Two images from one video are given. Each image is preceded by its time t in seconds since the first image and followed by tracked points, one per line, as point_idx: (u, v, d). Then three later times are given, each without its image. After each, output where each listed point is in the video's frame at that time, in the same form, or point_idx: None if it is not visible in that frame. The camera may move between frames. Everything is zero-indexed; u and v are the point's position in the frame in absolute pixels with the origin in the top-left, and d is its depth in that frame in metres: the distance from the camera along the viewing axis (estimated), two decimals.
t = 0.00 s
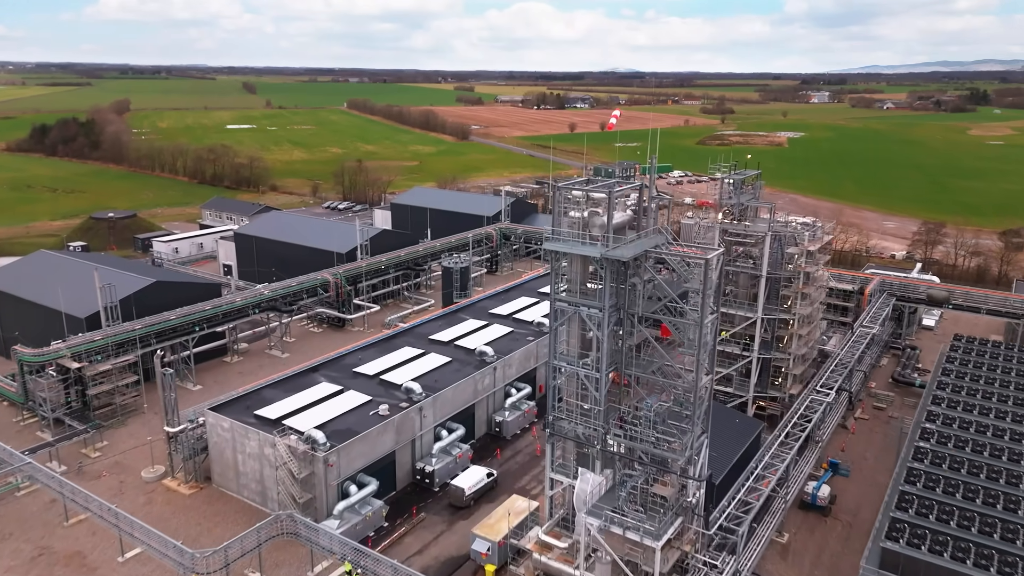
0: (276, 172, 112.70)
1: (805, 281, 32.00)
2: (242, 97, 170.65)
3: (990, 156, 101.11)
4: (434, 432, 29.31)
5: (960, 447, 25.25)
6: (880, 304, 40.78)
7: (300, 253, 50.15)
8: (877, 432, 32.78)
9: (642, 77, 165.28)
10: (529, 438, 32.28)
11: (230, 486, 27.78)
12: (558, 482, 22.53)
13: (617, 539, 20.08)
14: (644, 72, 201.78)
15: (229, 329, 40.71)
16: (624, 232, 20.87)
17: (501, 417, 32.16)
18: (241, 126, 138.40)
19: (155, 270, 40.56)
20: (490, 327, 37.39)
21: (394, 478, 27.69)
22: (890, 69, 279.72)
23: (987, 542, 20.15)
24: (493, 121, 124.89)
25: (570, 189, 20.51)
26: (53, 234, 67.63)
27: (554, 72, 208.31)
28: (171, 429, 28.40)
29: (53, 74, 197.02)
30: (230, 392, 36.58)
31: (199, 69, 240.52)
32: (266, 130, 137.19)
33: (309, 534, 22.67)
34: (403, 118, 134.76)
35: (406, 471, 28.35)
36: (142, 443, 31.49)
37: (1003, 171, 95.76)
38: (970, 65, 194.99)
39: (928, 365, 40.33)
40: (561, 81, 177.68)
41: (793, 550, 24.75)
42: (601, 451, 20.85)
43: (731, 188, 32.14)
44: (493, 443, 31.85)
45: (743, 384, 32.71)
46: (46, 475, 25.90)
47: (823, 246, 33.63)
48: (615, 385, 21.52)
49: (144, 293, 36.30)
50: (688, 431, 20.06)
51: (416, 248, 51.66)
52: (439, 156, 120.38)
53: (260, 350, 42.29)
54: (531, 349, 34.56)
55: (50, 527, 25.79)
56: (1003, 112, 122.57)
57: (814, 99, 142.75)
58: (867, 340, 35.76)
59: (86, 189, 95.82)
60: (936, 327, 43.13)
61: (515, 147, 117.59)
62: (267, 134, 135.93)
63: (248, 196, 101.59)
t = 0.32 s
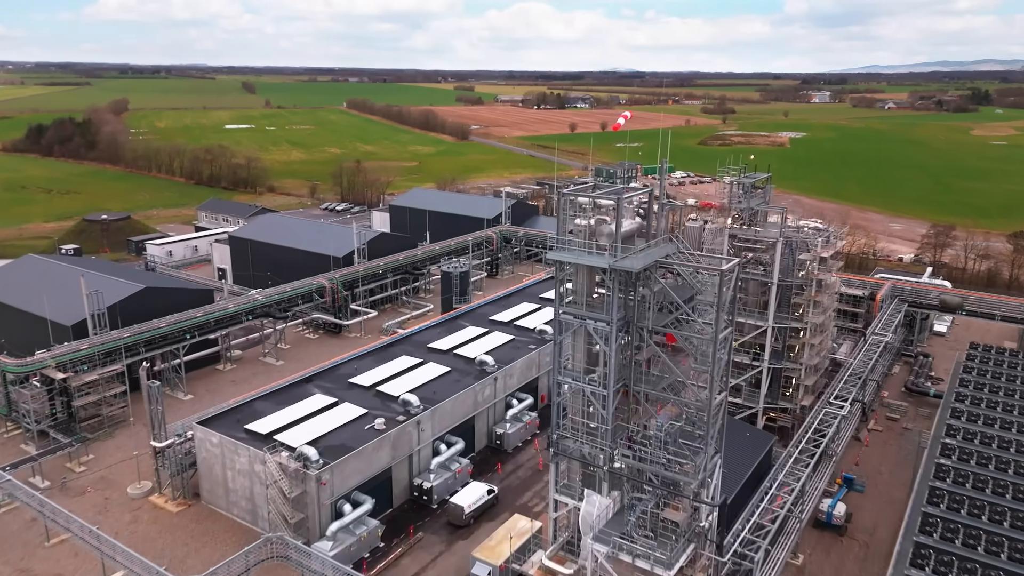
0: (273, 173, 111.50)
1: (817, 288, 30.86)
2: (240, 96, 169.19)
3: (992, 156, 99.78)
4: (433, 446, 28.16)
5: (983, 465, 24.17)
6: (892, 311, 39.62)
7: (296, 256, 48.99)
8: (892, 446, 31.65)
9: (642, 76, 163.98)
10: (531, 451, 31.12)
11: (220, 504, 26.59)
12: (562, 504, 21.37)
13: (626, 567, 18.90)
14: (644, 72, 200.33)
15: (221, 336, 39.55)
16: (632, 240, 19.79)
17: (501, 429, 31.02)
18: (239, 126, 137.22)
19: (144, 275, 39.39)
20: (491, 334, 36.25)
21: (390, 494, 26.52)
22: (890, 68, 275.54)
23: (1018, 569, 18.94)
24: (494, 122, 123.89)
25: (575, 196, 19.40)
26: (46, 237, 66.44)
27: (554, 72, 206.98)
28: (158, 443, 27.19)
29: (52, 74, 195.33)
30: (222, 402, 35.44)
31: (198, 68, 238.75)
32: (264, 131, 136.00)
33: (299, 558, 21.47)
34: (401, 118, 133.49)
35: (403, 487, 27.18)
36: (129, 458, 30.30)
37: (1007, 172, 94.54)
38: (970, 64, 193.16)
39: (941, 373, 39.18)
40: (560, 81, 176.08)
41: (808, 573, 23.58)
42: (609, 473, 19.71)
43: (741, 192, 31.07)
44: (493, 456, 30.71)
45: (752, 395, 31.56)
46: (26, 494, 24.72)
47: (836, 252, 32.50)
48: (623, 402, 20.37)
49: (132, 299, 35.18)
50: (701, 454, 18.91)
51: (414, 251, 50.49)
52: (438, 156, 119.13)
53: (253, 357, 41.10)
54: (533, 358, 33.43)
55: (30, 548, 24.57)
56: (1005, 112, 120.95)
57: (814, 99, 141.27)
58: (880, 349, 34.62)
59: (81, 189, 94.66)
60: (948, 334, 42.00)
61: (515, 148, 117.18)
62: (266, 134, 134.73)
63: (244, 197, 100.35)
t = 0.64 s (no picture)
0: (270, 174, 110.47)
1: (831, 297, 29.58)
2: (238, 96, 167.92)
3: (998, 160, 97.54)
4: (430, 462, 26.96)
5: (1010, 485, 23.15)
6: (905, 318, 38.38)
7: (291, 261, 47.81)
8: (908, 461, 30.49)
9: (642, 77, 162.91)
10: (533, 465, 29.95)
11: (207, 523, 25.38)
12: (567, 529, 20.22)
13: None
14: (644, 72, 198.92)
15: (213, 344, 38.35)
16: (642, 250, 18.60)
17: (502, 443, 29.83)
18: (238, 126, 136.20)
19: (133, 281, 38.27)
20: (491, 343, 35.04)
21: (386, 513, 25.36)
22: (892, 66, 270.57)
23: None
24: (494, 123, 122.96)
25: (582, 203, 18.24)
26: (38, 240, 65.28)
27: (554, 73, 205.81)
28: (144, 460, 25.98)
29: (51, 73, 194.17)
30: (213, 413, 34.28)
31: (199, 68, 237.43)
32: (263, 131, 134.90)
33: None
34: (400, 118, 132.33)
35: (399, 506, 25.99)
36: (114, 474, 29.11)
37: (1013, 173, 93.29)
38: (973, 63, 190.48)
39: (955, 382, 37.95)
40: (561, 81, 174.85)
41: None
42: (617, 497, 18.55)
43: (751, 197, 29.90)
44: (494, 471, 29.53)
45: (763, 407, 30.32)
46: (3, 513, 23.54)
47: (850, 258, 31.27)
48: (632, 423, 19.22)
49: (120, 306, 33.99)
50: (715, 479, 17.76)
51: (413, 256, 49.26)
52: (437, 156, 117.96)
53: (246, 365, 39.91)
54: (534, 368, 32.21)
55: (6, 571, 23.37)
56: (1008, 112, 119.31)
57: (816, 99, 139.29)
58: (895, 359, 33.41)
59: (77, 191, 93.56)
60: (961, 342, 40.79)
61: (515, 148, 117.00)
62: (264, 134, 133.64)
63: (241, 199, 99.23)
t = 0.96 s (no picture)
0: (268, 175, 109.34)
1: (846, 306, 28.37)
2: (238, 96, 166.53)
3: (1003, 161, 96.21)
4: (428, 479, 25.78)
5: None
6: (918, 326, 37.14)
7: (286, 265, 46.59)
8: (924, 476, 29.37)
9: (643, 77, 161.70)
10: (535, 480, 28.79)
11: (194, 544, 24.17)
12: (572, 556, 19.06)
13: None
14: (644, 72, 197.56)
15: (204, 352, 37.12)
16: (654, 261, 17.41)
17: (503, 457, 28.62)
18: (236, 126, 135.02)
19: (121, 288, 37.11)
20: (491, 352, 33.81)
21: (381, 534, 24.21)
22: (890, 66, 267.11)
23: None
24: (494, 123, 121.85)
25: (589, 210, 17.13)
26: (29, 242, 64.06)
27: (555, 73, 204.44)
28: (127, 477, 24.74)
29: (50, 73, 192.64)
30: (204, 424, 33.10)
31: (199, 68, 235.93)
32: (261, 131, 133.66)
33: None
34: (399, 118, 131.07)
35: (395, 525, 24.80)
36: (98, 490, 27.91)
37: (1017, 173, 92.55)
38: (975, 62, 188.24)
39: (970, 392, 36.76)
40: (561, 81, 173.46)
41: None
42: (625, 524, 17.52)
43: (762, 201, 28.70)
44: (494, 487, 28.35)
45: (774, 420, 29.09)
46: None
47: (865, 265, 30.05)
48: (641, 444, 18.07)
49: (106, 314, 32.84)
50: (731, 505, 16.63)
51: (411, 260, 48.01)
52: (437, 157, 116.67)
53: (239, 374, 38.68)
54: (536, 379, 31.01)
55: None
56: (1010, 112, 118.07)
57: (818, 98, 137.04)
58: (910, 369, 32.24)
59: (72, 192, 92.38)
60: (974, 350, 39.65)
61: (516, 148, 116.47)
62: (262, 134, 132.41)
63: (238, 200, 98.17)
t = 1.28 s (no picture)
0: (265, 176, 108.29)
1: (862, 315, 27.18)
2: (238, 96, 165.04)
3: (1008, 162, 94.90)
4: (425, 498, 24.57)
5: None
6: (933, 333, 35.97)
7: (282, 269, 45.41)
8: (943, 493, 28.13)
9: (643, 77, 160.65)
10: (537, 497, 27.62)
11: (180, 567, 22.99)
12: None
13: None
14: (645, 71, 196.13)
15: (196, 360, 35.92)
16: (667, 273, 16.25)
17: (504, 473, 27.44)
18: (235, 126, 133.99)
19: (112, 294, 36.06)
20: (492, 361, 32.62)
21: (376, 555, 23.03)
22: (891, 66, 260.85)
23: None
24: (495, 123, 120.82)
25: (597, 220, 15.98)
26: (21, 245, 62.98)
27: (555, 73, 203.19)
28: (110, 496, 23.57)
29: (50, 73, 191.14)
30: (194, 436, 31.92)
31: (199, 69, 234.77)
32: (259, 131, 132.60)
33: None
34: (398, 117, 129.94)
35: (391, 548, 23.59)
36: (81, 508, 26.73)
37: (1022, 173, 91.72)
38: (976, 61, 186.32)
39: (986, 402, 35.57)
40: (561, 81, 172.24)
41: None
42: (636, 556, 16.35)
43: (775, 206, 27.55)
44: (495, 504, 27.17)
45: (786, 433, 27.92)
46: None
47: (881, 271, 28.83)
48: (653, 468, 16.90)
49: (95, 321, 31.75)
50: (749, 536, 15.41)
51: (409, 264, 46.75)
52: (437, 157, 115.52)
53: (231, 383, 37.47)
54: (538, 390, 29.82)
55: None
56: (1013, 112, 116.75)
57: (817, 98, 127.38)
58: (926, 379, 31.02)
59: (67, 193, 91.20)
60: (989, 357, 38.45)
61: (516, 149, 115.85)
62: (261, 134, 131.40)
63: (235, 202, 97.15)
